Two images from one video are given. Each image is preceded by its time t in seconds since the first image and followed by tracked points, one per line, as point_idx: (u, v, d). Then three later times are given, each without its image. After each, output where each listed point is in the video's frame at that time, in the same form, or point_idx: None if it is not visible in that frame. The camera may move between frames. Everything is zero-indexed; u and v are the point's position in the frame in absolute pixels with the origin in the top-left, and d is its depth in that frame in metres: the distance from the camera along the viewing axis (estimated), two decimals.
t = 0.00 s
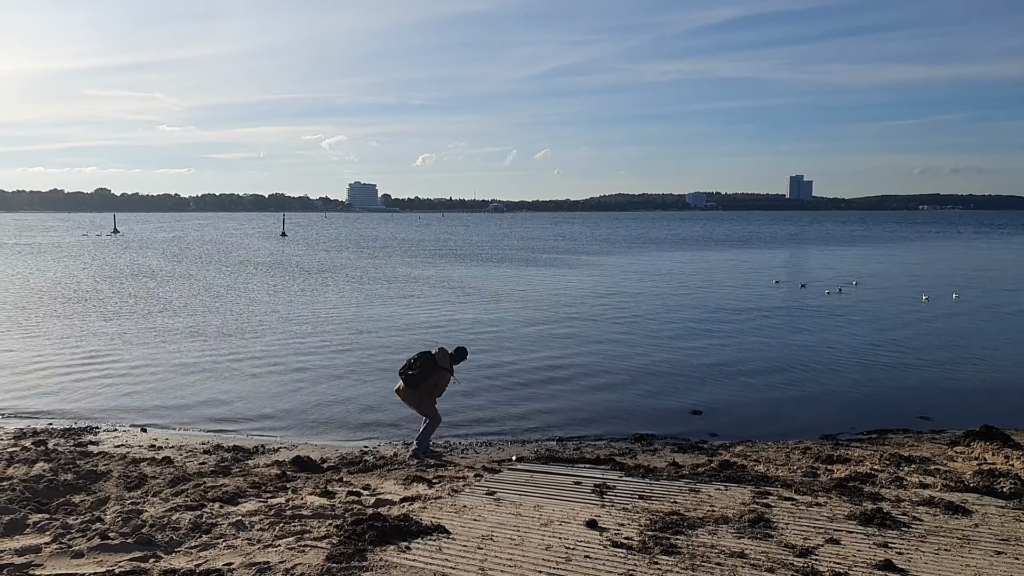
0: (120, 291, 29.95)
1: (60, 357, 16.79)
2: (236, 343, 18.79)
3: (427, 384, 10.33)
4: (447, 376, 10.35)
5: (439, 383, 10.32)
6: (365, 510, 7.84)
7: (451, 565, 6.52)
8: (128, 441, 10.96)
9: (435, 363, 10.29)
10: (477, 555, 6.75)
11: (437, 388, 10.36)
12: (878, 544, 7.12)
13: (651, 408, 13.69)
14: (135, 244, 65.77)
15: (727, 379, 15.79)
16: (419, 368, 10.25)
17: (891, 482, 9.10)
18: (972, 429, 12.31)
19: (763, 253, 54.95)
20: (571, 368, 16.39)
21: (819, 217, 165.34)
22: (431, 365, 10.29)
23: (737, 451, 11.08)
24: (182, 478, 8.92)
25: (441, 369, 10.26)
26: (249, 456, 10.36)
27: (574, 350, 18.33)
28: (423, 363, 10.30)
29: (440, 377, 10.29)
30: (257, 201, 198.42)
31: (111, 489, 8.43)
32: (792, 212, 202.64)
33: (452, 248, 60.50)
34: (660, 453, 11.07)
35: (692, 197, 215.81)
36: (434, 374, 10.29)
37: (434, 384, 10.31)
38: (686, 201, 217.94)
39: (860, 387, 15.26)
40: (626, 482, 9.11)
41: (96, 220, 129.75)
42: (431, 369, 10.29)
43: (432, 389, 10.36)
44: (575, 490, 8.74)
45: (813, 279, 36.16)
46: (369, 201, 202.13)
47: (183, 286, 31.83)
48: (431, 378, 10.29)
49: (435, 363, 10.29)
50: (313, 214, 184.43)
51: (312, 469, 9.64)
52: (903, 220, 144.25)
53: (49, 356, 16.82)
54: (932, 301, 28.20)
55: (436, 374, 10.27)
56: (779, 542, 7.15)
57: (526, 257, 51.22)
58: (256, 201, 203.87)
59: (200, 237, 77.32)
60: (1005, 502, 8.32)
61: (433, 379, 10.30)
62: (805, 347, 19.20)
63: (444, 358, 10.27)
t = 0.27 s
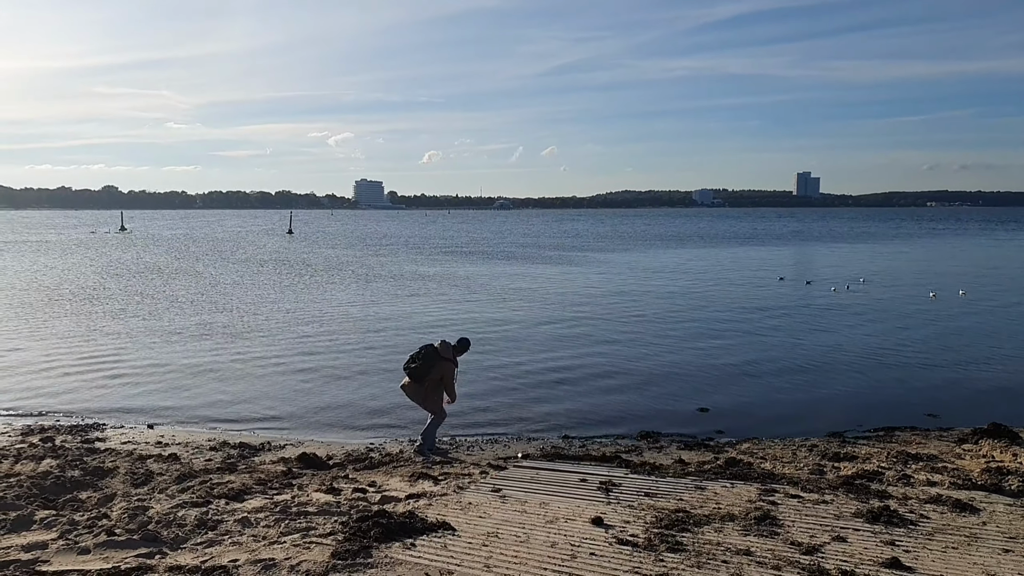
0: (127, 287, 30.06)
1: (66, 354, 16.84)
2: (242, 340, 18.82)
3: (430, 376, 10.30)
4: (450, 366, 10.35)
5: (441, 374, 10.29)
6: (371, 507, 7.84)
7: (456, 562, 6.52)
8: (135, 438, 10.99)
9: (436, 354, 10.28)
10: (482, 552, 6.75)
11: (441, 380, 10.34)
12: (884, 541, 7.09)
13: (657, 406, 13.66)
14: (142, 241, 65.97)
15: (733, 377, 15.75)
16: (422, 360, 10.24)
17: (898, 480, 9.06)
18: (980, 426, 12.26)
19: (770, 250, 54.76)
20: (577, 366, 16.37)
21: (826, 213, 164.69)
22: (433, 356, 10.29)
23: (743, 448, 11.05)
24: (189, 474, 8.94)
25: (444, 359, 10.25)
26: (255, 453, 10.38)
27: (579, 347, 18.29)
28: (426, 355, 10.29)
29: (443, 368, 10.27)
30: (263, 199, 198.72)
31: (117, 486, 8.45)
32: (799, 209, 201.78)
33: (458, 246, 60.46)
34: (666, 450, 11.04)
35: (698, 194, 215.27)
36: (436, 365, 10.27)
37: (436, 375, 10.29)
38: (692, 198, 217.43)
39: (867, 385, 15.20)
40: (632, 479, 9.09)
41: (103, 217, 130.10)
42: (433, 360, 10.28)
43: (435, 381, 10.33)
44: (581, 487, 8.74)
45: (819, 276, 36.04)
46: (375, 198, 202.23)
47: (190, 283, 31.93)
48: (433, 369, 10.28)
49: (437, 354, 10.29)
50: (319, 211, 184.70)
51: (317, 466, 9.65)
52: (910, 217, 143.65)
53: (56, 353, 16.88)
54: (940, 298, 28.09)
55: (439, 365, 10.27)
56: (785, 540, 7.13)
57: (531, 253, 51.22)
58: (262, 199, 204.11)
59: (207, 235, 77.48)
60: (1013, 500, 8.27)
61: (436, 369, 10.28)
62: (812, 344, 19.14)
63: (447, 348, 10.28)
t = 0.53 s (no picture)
0: (130, 285, 30.14)
1: (69, 351, 16.87)
2: (245, 338, 18.83)
3: (427, 367, 10.24)
4: (444, 353, 10.26)
5: (437, 363, 10.21)
6: (373, 504, 7.85)
7: (458, 559, 6.52)
8: (137, 436, 11.02)
9: (427, 345, 10.21)
10: (484, 550, 6.75)
11: (438, 369, 10.26)
12: (886, 539, 7.08)
13: (659, 403, 13.66)
14: (145, 238, 66.08)
15: (736, 374, 15.75)
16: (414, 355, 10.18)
17: (900, 478, 9.05)
18: (983, 424, 12.24)
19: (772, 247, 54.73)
20: (579, 363, 16.38)
21: (829, 211, 164.45)
22: (425, 347, 10.21)
23: (746, 446, 11.04)
24: (191, 472, 8.96)
25: (436, 347, 10.16)
26: (258, 450, 10.40)
27: (581, 345, 18.28)
28: (417, 348, 10.23)
29: (436, 356, 10.19)
30: (266, 197, 198.80)
31: (120, 483, 8.47)
32: (802, 207, 201.44)
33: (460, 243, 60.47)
34: (668, 448, 11.03)
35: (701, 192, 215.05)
36: (429, 356, 10.20)
37: (432, 364, 10.22)
38: (695, 196, 217.21)
39: (870, 383, 15.19)
40: (634, 477, 9.09)
41: (106, 215, 130.11)
42: (426, 352, 10.21)
43: (433, 370, 10.27)
44: (583, 485, 8.73)
45: (821, 274, 36.03)
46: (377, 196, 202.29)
47: (192, 280, 31.99)
48: (428, 359, 10.21)
49: (427, 344, 10.21)
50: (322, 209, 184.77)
51: (320, 464, 9.67)
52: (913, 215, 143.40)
53: (59, 350, 16.93)
54: (942, 296, 28.03)
55: (432, 354, 10.19)
56: (787, 538, 7.12)
57: (534, 251, 51.22)
58: (265, 197, 204.23)
59: (210, 232, 77.62)
60: (1015, 498, 8.25)
61: (430, 359, 10.21)
62: (814, 342, 19.13)
63: (436, 336, 10.19)
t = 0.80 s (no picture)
0: (130, 283, 30.15)
1: (70, 350, 16.88)
2: (245, 336, 18.84)
3: (420, 357, 10.20)
4: (434, 338, 10.22)
5: (429, 350, 10.17)
6: (374, 503, 7.87)
7: (459, 558, 6.54)
8: (137, 434, 11.03)
9: (416, 334, 10.17)
10: (484, 548, 6.77)
11: (430, 357, 10.22)
12: (885, 536, 7.10)
13: (659, 401, 13.68)
14: (145, 237, 66.11)
15: (736, 371, 15.76)
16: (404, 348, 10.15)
17: (900, 475, 9.06)
18: (982, 421, 12.26)
19: (772, 245, 54.74)
20: (579, 361, 16.40)
21: (830, 208, 164.35)
22: (414, 337, 10.17)
23: (746, 443, 11.06)
24: (192, 471, 8.98)
25: (425, 334, 10.12)
26: (258, 449, 10.41)
27: (581, 343, 18.31)
28: (406, 340, 10.20)
29: (427, 343, 10.16)
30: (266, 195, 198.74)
31: (120, 482, 8.49)
32: (803, 204, 201.29)
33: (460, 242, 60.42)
34: (669, 446, 11.05)
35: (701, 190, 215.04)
36: (420, 344, 10.16)
37: (425, 352, 10.17)
38: (696, 194, 217.00)
39: (870, 379, 15.20)
40: (635, 474, 9.10)
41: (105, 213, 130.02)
42: (416, 342, 10.18)
43: (426, 359, 10.23)
44: (584, 483, 8.75)
45: (821, 271, 36.03)
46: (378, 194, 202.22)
47: (193, 279, 32.01)
48: (419, 348, 10.18)
49: (416, 333, 10.17)
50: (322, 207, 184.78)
51: (321, 462, 9.69)
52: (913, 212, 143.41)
53: (59, 349, 16.94)
54: (943, 293, 28.03)
55: (422, 343, 10.16)
56: (787, 535, 7.13)
57: (534, 249, 51.24)
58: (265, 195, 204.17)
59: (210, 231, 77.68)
60: (1013, 495, 8.27)
61: (421, 348, 10.17)
62: (814, 339, 19.15)
63: (423, 324, 10.14)
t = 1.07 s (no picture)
0: (125, 282, 30.05)
1: (66, 349, 16.82)
2: (241, 335, 18.80)
3: (409, 352, 10.21)
4: (421, 332, 10.26)
5: (417, 344, 10.19)
6: (372, 501, 7.85)
7: (457, 556, 6.51)
8: (134, 433, 11.00)
9: (403, 330, 10.19)
10: (482, 546, 6.75)
11: (418, 352, 10.24)
12: (882, 533, 7.09)
13: (657, 399, 13.66)
14: (142, 235, 66.01)
15: (733, 369, 15.75)
16: (393, 345, 10.14)
17: (895, 471, 9.06)
18: (978, 419, 12.27)
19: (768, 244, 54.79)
20: (577, 359, 16.39)
21: (827, 207, 164.58)
22: (402, 333, 10.20)
23: (743, 441, 11.05)
24: (189, 470, 8.95)
25: (413, 328, 10.15)
26: (256, 448, 10.38)
27: (578, 341, 18.30)
28: (393, 337, 10.21)
29: (415, 337, 10.19)
30: (263, 193, 198.47)
31: (116, 481, 8.45)
32: (801, 203, 201.46)
33: (457, 240, 60.33)
34: (667, 444, 11.03)
35: (699, 188, 215.09)
36: (408, 339, 10.18)
37: (413, 347, 10.19)
38: (693, 192, 217.04)
39: (866, 377, 15.21)
40: (632, 472, 9.09)
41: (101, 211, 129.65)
42: (403, 337, 10.19)
43: (415, 354, 10.24)
44: (581, 481, 8.73)
45: (816, 270, 36.10)
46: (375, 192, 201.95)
47: (189, 277, 31.95)
48: (407, 343, 10.19)
49: (403, 329, 10.20)
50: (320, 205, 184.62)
51: (318, 461, 9.66)
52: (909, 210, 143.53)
53: (55, 348, 16.89)
54: (938, 292, 28.09)
55: (410, 338, 10.18)
56: (784, 532, 7.12)
57: (531, 247, 51.25)
58: (262, 193, 203.82)
59: (207, 229, 77.57)
60: (1008, 491, 8.27)
61: (409, 342, 10.19)
62: (810, 337, 19.16)
63: (410, 319, 10.20)
